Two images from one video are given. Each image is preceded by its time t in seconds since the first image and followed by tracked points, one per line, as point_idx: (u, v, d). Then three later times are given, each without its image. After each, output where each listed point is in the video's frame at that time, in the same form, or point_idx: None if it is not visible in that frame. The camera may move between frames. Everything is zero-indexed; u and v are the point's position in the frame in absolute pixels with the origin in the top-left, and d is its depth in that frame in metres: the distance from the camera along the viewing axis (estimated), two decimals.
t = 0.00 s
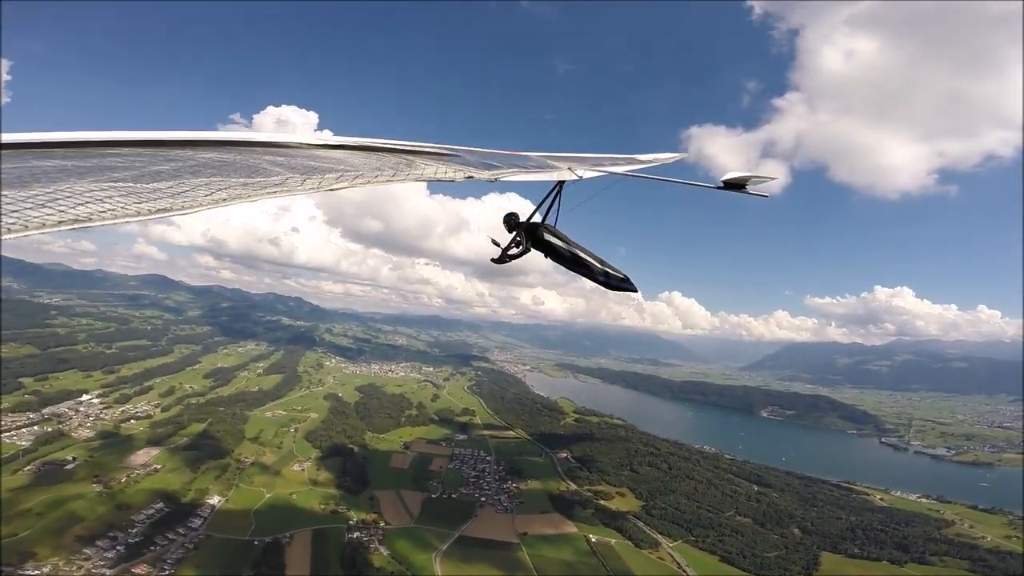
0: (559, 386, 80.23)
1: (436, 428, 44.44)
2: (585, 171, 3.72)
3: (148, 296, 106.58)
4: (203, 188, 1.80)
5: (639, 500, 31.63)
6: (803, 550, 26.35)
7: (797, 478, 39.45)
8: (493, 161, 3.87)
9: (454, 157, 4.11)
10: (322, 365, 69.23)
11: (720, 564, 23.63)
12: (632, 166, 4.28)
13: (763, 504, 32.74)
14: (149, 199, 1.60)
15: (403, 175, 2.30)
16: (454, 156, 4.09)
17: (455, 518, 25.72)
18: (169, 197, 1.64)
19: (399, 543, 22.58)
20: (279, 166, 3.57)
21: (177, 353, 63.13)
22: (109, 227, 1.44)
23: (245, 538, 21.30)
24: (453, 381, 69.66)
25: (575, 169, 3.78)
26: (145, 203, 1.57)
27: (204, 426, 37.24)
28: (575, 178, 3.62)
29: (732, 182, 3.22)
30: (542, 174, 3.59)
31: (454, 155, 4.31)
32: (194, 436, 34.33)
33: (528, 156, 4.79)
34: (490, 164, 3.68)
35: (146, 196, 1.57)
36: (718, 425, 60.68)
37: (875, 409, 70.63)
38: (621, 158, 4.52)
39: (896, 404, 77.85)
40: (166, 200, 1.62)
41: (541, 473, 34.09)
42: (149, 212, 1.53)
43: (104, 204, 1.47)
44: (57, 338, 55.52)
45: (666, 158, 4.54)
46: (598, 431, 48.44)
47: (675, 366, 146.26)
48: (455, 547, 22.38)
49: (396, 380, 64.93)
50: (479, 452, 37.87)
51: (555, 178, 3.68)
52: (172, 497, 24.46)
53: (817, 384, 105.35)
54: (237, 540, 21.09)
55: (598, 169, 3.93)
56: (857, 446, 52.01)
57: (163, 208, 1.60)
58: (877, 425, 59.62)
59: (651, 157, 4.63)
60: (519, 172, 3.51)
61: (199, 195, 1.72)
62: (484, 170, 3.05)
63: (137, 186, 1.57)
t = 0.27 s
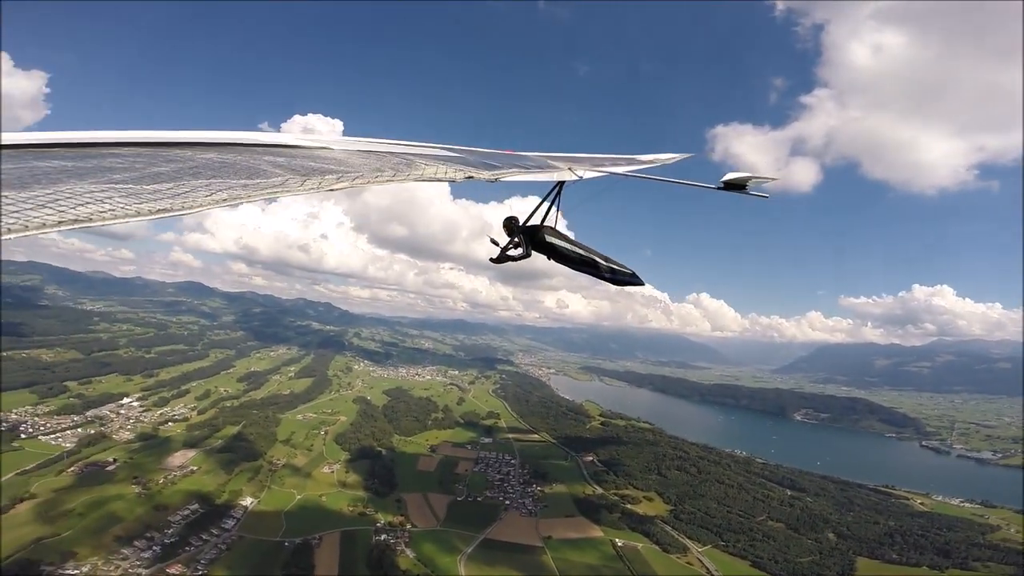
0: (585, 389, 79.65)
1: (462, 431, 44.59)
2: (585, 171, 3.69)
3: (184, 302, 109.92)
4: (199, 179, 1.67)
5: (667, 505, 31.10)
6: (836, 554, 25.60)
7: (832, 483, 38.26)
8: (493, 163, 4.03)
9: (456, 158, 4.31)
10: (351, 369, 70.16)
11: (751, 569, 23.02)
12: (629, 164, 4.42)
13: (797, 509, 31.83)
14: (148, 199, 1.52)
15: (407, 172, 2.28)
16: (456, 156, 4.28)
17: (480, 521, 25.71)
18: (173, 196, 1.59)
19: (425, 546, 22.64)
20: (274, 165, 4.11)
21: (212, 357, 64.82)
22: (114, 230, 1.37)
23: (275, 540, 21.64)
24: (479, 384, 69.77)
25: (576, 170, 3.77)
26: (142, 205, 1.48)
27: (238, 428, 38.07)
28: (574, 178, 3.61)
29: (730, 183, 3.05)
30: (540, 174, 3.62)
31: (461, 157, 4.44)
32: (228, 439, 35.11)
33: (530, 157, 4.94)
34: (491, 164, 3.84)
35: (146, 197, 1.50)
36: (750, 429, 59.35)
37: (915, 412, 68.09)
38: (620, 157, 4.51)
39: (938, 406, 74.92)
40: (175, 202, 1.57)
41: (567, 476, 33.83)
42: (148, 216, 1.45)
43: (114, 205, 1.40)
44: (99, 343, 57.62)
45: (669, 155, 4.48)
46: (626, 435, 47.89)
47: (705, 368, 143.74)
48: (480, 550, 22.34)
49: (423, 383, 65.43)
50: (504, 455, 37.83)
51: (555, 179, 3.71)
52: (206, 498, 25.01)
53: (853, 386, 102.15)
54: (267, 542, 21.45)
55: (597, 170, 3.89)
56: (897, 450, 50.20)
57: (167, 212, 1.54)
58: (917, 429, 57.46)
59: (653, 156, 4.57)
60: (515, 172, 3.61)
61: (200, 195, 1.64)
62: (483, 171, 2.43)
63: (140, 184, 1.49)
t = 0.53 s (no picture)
0: (608, 389, 79.16)
1: (484, 430, 44.71)
2: (588, 170, 3.28)
3: (216, 300, 113.04)
4: (200, 181, 1.65)
5: (690, 507, 30.65)
6: (865, 560, 24.99)
7: (863, 487, 37.20)
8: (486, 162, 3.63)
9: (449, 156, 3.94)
10: (376, 366, 71.06)
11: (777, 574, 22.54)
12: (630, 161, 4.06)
13: (825, 513, 31.06)
14: (147, 198, 1.47)
15: (406, 174, 2.27)
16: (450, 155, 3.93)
17: (500, 520, 25.75)
18: (173, 195, 1.52)
19: (445, 544, 22.75)
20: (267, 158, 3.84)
21: (243, 354, 66.50)
22: (110, 231, 1.33)
23: (300, 535, 22.03)
24: (502, 383, 69.96)
25: (577, 170, 3.35)
26: (139, 204, 1.43)
27: (267, 424, 38.96)
28: (577, 179, 3.17)
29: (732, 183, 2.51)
30: (541, 175, 3.09)
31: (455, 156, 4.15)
32: (257, 434, 35.94)
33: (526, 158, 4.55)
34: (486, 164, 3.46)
35: (146, 198, 1.45)
36: (777, 432, 58.15)
37: (952, 415, 65.79)
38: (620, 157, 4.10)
39: (976, 409, 72.29)
40: (177, 203, 1.54)
41: (588, 477, 33.61)
42: (145, 217, 1.41)
43: (112, 203, 1.36)
44: (135, 342, 59.65)
45: (672, 157, 4.05)
46: (649, 436, 47.38)
47: (731, 369, 141.44)
48: (500, 550, 22.35)
49: (446, 382, 65.88)
50: (525, 454, 37.82)
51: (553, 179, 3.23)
52: (235, 494, 25.60)
53: (886, 388, 99.28)
54: (292, 537, 21.85)
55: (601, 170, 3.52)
56: (932, 454, 48.55)
57: (166, 211, 1.49)
58: (954, 432, 55.49)
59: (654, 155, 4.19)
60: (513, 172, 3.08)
61: (203, 196, 1.62)
62: (483, 170, 2.57)
63: (138, 183, 1.44)
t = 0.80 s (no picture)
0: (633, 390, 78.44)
1: (507, 429, 44.81)
2: (588, 170, 3.21)
3: (248, 297, 115.93)
4: (203, 181, 1.69)
5: (715, 510, 30.19)
6: (896, 566, 24.43)
7: (896, 492, 36.07)
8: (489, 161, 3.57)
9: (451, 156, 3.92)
10: (402, 364, 71.87)
11: None
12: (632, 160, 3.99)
13: (855, 519, 30.25)
14: (148, 200, 1.51)
15: (405, 173, 2.31)
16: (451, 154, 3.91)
17: (521, 519, 25.80)
18: (174, 196, 1.57)
19: (466, 542, 22.90)
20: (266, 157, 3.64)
21: (273, 350, 68.06)
22: (110, 232, 1.37)
23: (325, 530, 22.46)
24: (526, 382, 70.01)
25: (577, 169, 3.29)
26: (140, 204, 1.47)
27: (296, 420, 39.78)
28: (576, 179, 3.10)
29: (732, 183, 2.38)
30: (541, 175, 3.01)
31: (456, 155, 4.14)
32: (286, 430, 36.72)
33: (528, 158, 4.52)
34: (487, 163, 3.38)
35: (146, 198, 1.49)
36: (807, 435, 56.78)
37: (993, 421, 63.23)
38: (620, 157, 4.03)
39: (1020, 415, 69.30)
40: (180, 202, 1.58)
41: (611, 478, 33.39)
42: (145, 219, 1.45)
43: (114, 204, 1.40)
44: (171, 339, 61.64)
45: (674, 156, 3.96)
46: (674, 438, 46.79)
47: (760, 371, 138.67)
48: (519, 549, 22.39)
49: (470, 380, 66.25)
50: (547, 454, 37.78)
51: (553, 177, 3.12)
52: (264, 488, 26.21)
53: (923, 392, 96.01)
54: (317, 532, 22.26)
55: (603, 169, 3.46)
56: (971, 460, 46.76)
57: (169, 212, 1.53)
58: (995, 438, 53.33)
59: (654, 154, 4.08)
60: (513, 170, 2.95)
61: (205, 196, 1.67)
62: (484, 173, 2.57)
63: (139, 183, 1.48)
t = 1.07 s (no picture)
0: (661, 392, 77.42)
1: (533, 429, 44.78)
2: (589, 170, 3.26)
3: (282, 297, 118.76)
4: (204, 182, 1.74)
5: (743, 515, 29.57)
6: None
7: (936, 500, 34.68)
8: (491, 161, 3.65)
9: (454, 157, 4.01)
10: (430, 363, 72.58)
11: None
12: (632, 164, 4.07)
13: (891, 525, 29.28)
14: (149, 201, 1.55)
15: (406, 174, 2.37)
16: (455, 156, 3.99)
17: (545, 519, 25.75)
18: (174, 196, 1.61)
19: (489, 541, 22.95)
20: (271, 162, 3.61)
21: (306, 348, 69.57)
22: (109, 232, 1.41)
23: (351, 527, 22.81)
24: (553, 382, 69.88)
25: (578, 169, 3.34)
26: (137, 205, 1.51)
27: (326, 417, 40.58)
28: (577, 180, 3.16)
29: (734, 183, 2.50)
30: (541, 175, 3.05)
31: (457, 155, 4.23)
32: (317, 427, 37.47)
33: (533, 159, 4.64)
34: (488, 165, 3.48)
35: (146, 198, 1.53)
36: (842, 440, 55.10)
37: None
38: (622, 158, 4.09)
39: None
40: (183, 203, 1.63)
41: (636, 480, 33.04)
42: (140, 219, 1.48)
43: (111, 203, 1.45)
44: (208, 338, 63.65)
45: (670, 157, 4.04)
46: (703, 440, 46.03)
47: (793, 374, 135.10)
48: (541, 549, 22.33)
49: (496, 380, 66.45)
50: (572, 455, 37.61)
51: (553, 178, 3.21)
52: (294, 484, 26.79)
53: (969, 397, 91.96)
54: (343, 528, 22.62)
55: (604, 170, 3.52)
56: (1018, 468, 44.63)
57: (169, 212, 1.57)
58: None
59: (654, 156, 4.19)
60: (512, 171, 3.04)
61: (209, 196, 1.72)
62: (485, 173, 2.61)
63: (140, 183, 1.53)
